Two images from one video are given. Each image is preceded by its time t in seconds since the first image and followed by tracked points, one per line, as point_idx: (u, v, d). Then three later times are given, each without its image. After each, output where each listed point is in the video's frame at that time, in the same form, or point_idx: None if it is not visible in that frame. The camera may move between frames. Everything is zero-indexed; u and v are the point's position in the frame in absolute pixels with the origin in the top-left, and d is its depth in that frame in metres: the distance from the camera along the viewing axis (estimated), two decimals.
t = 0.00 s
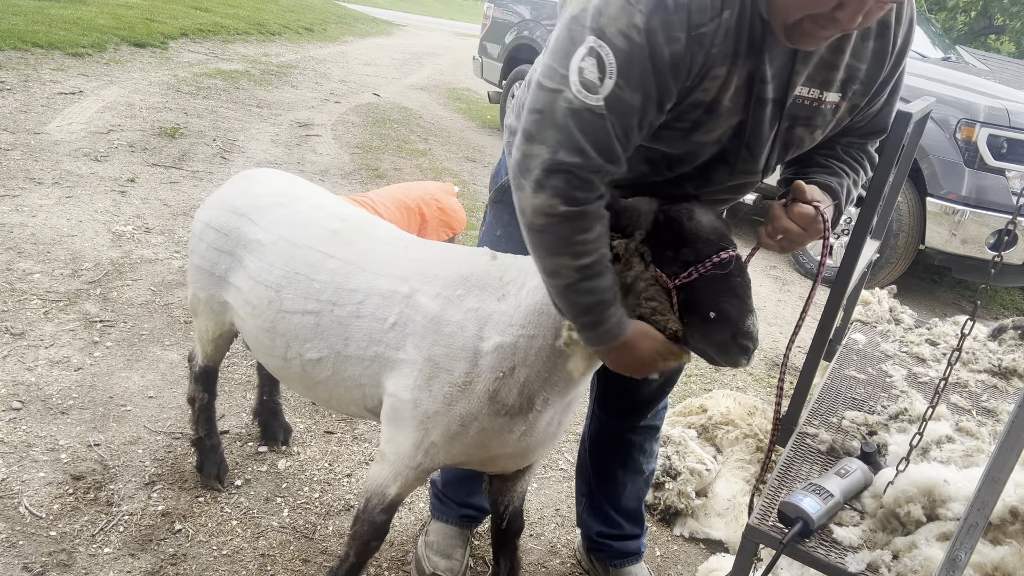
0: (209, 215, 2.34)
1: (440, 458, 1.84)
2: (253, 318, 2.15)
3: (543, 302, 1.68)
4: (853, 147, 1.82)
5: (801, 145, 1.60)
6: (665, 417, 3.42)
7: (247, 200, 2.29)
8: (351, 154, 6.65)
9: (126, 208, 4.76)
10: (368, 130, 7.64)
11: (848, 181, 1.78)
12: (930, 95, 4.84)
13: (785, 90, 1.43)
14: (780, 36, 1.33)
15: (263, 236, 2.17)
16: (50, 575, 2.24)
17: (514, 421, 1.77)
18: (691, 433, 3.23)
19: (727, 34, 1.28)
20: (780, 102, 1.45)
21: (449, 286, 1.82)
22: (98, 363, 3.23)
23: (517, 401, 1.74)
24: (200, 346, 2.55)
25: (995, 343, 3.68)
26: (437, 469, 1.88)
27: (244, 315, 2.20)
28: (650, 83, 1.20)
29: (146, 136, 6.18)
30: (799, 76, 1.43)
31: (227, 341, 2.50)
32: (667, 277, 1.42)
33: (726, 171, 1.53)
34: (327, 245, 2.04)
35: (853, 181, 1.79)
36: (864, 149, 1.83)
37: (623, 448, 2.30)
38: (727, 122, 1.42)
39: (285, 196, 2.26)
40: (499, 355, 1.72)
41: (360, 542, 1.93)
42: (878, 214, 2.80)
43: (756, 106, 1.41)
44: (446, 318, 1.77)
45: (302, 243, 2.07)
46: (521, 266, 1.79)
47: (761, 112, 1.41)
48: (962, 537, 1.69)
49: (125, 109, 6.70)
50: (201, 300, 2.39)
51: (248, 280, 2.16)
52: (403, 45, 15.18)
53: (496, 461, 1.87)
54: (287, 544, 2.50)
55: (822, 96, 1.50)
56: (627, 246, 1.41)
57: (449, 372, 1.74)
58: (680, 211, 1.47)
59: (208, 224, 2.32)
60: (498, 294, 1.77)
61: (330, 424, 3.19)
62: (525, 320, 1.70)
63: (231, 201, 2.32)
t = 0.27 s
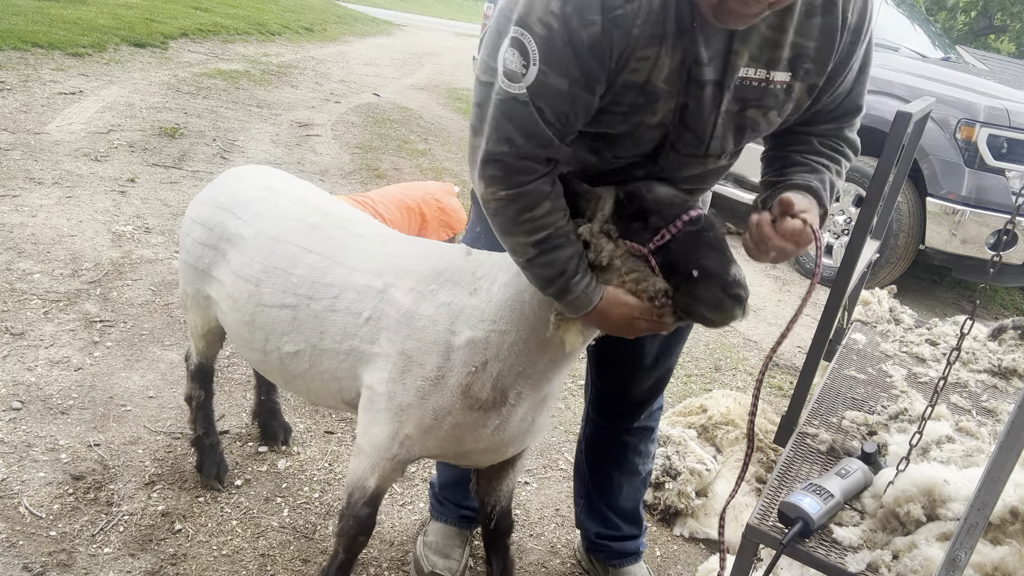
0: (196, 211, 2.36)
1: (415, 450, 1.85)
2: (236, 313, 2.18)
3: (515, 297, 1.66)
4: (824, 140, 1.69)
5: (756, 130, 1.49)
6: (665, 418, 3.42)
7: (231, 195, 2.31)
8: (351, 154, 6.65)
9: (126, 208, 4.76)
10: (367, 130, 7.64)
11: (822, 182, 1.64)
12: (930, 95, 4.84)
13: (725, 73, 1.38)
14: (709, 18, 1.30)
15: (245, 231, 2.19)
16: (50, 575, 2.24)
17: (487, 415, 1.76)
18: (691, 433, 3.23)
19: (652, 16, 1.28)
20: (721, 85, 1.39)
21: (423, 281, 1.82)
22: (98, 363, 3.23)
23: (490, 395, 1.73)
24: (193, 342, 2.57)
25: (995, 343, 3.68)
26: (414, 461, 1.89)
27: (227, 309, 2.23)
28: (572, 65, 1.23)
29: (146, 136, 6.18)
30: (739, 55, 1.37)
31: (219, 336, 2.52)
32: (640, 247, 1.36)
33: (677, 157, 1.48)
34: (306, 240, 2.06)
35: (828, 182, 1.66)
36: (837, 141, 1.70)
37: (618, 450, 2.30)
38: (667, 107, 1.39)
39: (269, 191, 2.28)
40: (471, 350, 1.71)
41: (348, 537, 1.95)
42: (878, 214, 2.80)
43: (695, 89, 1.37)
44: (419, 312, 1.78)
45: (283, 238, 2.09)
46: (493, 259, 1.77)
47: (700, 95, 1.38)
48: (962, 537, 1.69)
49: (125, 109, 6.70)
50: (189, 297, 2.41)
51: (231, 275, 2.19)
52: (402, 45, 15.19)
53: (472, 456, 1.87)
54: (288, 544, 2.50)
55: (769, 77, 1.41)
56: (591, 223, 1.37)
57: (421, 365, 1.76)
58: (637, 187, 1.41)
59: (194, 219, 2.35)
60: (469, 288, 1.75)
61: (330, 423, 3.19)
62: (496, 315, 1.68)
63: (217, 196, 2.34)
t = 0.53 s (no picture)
0: (184, 209, 2.38)
1: (393, 449, 1.84)
2: (216, 310, 2.19)
3: (484, 293, 1.65)
4: (789, 136, 1.75)
5: (723, 112, 1.49)
6: (665, 418, 3.42)
7: (218, 194, 2.32)
8: (351, 154, 6.65)
9: (126, 208, 4.76)
10: (368, 130, 7.64)
11: (775, 181, 1.74)
12: (930, 95, 4.84)
13: (678, 52, 1.39)
14: None
15: (229, 229, 2.20)
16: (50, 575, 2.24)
17: (459, 413, 1.75)
18: (691, 433, 3.23)
19: None
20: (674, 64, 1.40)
21: (395, 278, 1.83)
22: (98, 363, 3.23)
23: (461, 392, 1.73)
24: (185, 341, 2.58)
25: (995, 343, 3.68)
26: (393, 459, 1.89)
27: (208, 306, 2.25)
28: (519, 40, 1.27)
29: (146, 136, 6.18)
30: (693, 35, 1.37)
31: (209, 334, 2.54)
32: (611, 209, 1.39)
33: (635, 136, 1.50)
34: (285, 239, 2.07)
35: (782, 181, 1.75)
36: (800, 138, 1.75)
37: (611, 450, 2.31)
38: (621, 86, 1.42)
39: (254, 190, 2.29)
40: (441, 346, 1.71)
41: (335, 537, 1.95)
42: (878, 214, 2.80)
43: (648, 68, 1.39)
44: (390, 309, 1.79)
45: (264, 236, 2.11)
46: (465, 256, 1.76)
47: (653, 75, 1.40)
48: (962, 537, 1.69)
49: (125, 109, 6.70)
50: (178, 296, 2.43)
51: (212, 273, 2.20)
52: (403, 45, 15.19)
53: (450, 456, 1.86)
54: (287, 544, 2.50)
55: (729, 56, 1.42)
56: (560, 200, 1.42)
57: (392, 362, 1.76)
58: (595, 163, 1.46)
59: (181, 217, 2.37)
60: (440, 284, 1.75)
61: (330, 423, 3.19)
62: (466, 311, 1.68)
63: (204, 194, 2.36)
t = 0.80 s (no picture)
0: (183, 210, 2.38)
1: (394, 455, 1.84)
2: (214, 314, 2.20)
3: (486, 299, 1.69)
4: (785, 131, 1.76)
5: (709, 107, 1.53)
6: (665, 418, 3.42)
7: (217, 196, 2.32)
8: (351, 154, 6.65)
9: (126, 208, 4.76)
10: (368, 130, 7.64)
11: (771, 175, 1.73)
12: (930, 95, 4.84)
13: (657, 50, 1.44)
14: None
15: (227, 233, 2.20)
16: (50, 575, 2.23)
17: (461, 420, 1.77)
18: (691, 434, 3.23)
19: None
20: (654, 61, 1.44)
21: (395, 283, 1.83)
22: (98, 363, 3.23)
23: (463, 398, 1.74)
24: (183, 341, 2.58)
25: (995, 343, 3.68)
26: (395, 464, 1.89)
27: (206, 308, 2.25)
28: (501, 46, 1.31)
29: (146, 136, 6.18)
30: (670, 31, 1.42)
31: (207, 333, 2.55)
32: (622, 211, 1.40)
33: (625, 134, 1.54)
34: (284, 243, 2.07)
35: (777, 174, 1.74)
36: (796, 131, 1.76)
37: (608, 449, 2.31)
38: (605, 86, 1.46)
39: (252, 192, 2.29)
40: (444, 352, 1.73)
41: (337, 538, 1.93)
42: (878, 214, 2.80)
43: (628, 66, 1.44)
44: (391, 315, 1.79)
45: (262, 240, 2.11)
46: (465, 261, 1.79)
47: (634, 73, 1.44)
48: (962, 536, 1.69)
49: (125, 109, 6.70)
50: (177, 296, 2.43)
51: (211, 276, 2.20)
52: (403, 45, 15.18)
53: (451, 460, 1.87)
54: (287, 544, 2.50)
55: (710, 50, 1.45)
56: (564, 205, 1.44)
57: (395, 367, 1.76)
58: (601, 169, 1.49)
59: (181, 218, 2.36)
60: (441, 289, 1.77)
61: (330, 423, 3.19)
62: (468, 317, 1.70)
63: (203, 196, 2.35)
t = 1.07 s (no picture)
0: (194, 211, 2.38)
1: (416, 453, 1.84)
2: (231, 316, 2.20)
3: (507, 300, 1.69)
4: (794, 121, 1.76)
5: (726, 106, 1.53)
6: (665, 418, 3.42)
7: (230, 198, 2.31)
8: (351, 154, 6.65)
9: (126, 208, 4.76)
10: (367, 130, 7.64)
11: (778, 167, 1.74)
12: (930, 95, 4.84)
13: (674, 51, 1.43)
14: (647, 3, 1.35)
15: (243, 235, 2.20)
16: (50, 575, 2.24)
17: (485, 417, 1.78)
18: (691, 434, 3.23)
19: None
20: (671, 63, 1.44)
21: (415, 284, 1.83)
22: (98, 363, 3.23)
23: (487, 397, 1.75)
24: (190, 340, 2.58)
25: (995, 343, 3.68)
26: (414, 462, 1.89)
27: (222, 310, 2.25)
28: (522, 53, 1.30)
29: (146, 136, 6.18)
30: (686, 33, 1.41)
31: (215, 334, 2.53)
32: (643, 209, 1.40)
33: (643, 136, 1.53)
34: (300, 245, 2.07)
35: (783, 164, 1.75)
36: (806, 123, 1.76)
37: (611, 448, 2.31)
38: (623, 89, 1.46)
39: (265, 193, 2.28)
40: (466, 352, 1.73)
41: (347, 536, 1.92)
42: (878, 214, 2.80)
43: (646, 69, 1.43)
44: (412, 316, 1.79)
45: (278, 242, 2.10)
46: (483, 260, 1.78)
47: (652, 75, 1.44)
48: (962, 536, 1.69)
49: (125, 109, 6.70)
50: (189, 296, 2.44)
51: (227, 279, 2.20)
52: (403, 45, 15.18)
53: (471, 456, 1.88)
54: (287, 544, 2.50)
55: (726, 50, 1.44)
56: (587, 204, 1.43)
57: (417, 368, 1.76)
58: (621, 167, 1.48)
59: (193, 219, 2.36)
60: (461, 289, 1.77)
61: (330, 423, 3.19)
62: (490, 317, 1.70)
63: (214, 198, 2.35)
